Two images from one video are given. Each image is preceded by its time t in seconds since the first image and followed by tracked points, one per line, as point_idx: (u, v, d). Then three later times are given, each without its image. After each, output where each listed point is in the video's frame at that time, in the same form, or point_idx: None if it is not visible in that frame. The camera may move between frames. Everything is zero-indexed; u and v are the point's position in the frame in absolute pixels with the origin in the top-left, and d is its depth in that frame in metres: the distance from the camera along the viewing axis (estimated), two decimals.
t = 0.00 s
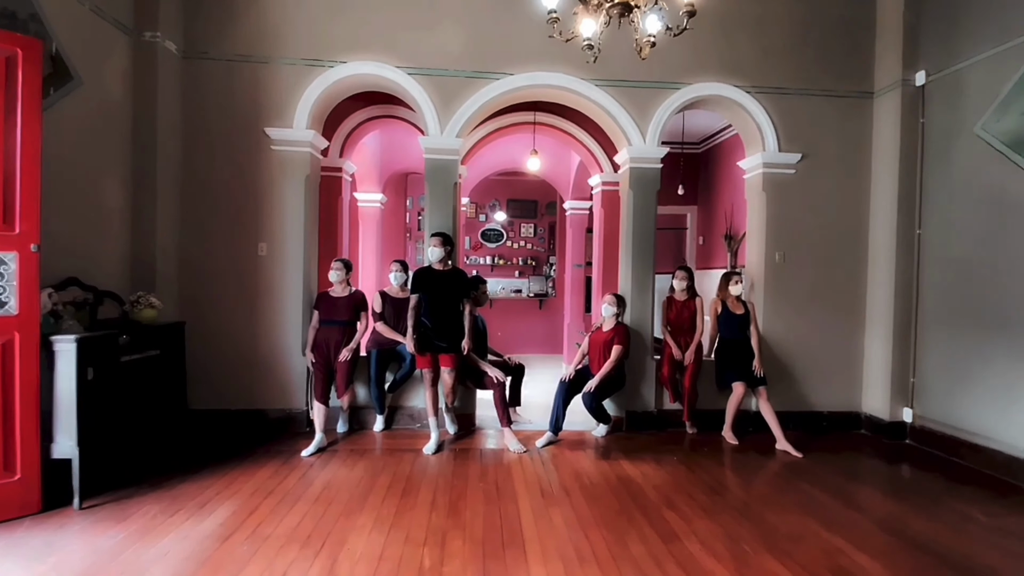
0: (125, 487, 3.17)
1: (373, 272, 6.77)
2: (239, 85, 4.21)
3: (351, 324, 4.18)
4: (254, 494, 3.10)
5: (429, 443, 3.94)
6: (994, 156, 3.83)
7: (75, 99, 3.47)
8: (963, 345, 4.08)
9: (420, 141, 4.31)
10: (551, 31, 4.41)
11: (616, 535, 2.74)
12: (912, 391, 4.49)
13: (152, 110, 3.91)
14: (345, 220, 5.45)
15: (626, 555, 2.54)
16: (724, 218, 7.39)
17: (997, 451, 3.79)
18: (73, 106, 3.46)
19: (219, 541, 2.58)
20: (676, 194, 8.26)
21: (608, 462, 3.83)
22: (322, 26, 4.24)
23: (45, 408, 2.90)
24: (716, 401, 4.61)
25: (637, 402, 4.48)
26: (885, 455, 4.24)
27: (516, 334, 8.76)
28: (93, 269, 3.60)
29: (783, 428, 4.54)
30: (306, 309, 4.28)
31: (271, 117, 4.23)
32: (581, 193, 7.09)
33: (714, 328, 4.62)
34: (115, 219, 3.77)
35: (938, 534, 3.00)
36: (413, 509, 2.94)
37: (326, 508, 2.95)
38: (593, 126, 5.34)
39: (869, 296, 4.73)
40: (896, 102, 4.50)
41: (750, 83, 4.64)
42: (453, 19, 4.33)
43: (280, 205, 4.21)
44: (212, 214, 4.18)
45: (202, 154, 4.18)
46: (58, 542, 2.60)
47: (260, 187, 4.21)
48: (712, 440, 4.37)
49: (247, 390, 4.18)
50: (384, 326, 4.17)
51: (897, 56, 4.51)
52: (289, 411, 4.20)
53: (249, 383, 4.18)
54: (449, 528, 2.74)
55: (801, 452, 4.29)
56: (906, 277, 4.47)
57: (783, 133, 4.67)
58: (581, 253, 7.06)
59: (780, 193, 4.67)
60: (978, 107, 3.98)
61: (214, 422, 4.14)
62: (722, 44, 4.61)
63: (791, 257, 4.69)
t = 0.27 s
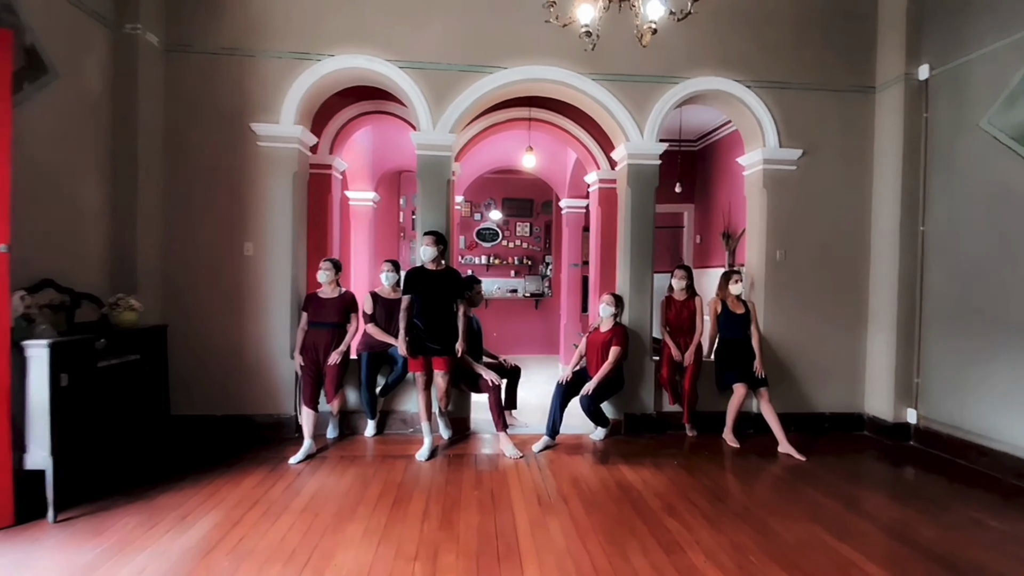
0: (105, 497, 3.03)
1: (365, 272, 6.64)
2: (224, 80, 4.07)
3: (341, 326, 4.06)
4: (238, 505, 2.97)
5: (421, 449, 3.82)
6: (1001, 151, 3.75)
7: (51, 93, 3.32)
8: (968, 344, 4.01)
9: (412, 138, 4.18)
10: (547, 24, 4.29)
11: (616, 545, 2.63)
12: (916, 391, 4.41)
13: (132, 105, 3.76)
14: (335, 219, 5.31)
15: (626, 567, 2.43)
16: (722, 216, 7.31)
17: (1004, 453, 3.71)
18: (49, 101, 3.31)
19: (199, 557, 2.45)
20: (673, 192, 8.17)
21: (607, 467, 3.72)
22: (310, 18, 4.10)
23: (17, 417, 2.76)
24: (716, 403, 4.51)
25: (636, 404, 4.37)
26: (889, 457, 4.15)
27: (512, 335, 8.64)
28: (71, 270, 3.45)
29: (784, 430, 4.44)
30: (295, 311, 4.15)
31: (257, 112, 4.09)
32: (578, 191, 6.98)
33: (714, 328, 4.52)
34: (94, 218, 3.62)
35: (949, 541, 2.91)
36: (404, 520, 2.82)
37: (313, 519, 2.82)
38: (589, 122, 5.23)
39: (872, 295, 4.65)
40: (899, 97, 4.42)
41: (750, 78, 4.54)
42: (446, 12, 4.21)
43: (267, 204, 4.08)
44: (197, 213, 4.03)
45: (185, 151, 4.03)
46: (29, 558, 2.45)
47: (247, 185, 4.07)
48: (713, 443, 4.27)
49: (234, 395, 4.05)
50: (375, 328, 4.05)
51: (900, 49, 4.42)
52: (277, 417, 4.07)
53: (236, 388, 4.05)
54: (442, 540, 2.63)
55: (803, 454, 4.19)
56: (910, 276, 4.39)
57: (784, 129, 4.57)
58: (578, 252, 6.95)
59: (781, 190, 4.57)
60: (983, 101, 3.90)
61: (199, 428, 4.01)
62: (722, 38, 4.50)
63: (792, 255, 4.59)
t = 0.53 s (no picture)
0: (84, 509, 2.90)
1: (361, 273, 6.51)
2: (210, 75, 3.94)
3: (333, 329, 3.95)
4: (223, 518, 2.84)
5: (416, 455, 3.70)
6: (1013, 145, 3.63)
7: (27, 88, 3.18)
8: (979, 344, 3.88)
9: (405, 134, 4.05)
10: (544, 17, 4.17)
11: (617, 558, 2.51)
12: (925, 393, 4.29)
13: (115, 101, 3.63)
14: (328, 219, 5.19)
15: None
16: (723, 214, 7.19)
17: (1018, 456, 3.59)
18: (25, 96, 3.17)
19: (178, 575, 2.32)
20: (673, 190, 8.05)
21: (607, 473, 3.60)
22: (300, 11, 3.98)
23: None
24: (720, 406, 4.39)
25: (637, 408, 4.25)
26: (898, 461, 4.03)
27: (510, 336, 8.52)
28: (50, 272, 3.32)
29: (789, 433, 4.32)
30: (285, 314, 4.02)
31: (245, 108, 3.96)
32: (576, 189, 6.86)
33: (717, 329, 4.40)
34: (75, 218, 3.49)
35: (965, 550, 2.79)
36: (395, 532, 2.69)
37: (301, 532, 2.70)
38: (588, 118, 5.11)
39: (879, 294, 4.53)
40: (906, 90, 4.30)
41: (753, 71, 4.41)
42: (440, 4, 4.08)
43: (256, 203, 3.95)
44: (183, 213, 3.90)
45: (171, 149, 3.90)
46: None
47: (235, 184, 3.94)
48: (717, 448, 4.15)
49: (223, 401, 3.92)
50: (367, 330, 3.93)
51: (906, 42, 4.30)
52: (267, 423, 3.94)
53: (224, 393, 3.92)
54: (435, 554, 2.50)
55: (810, 458, 4.07)
56: (918, 274, 4.27)
57: (788, 124, 4.46)
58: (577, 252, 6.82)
59: (785, 187, 4.45)
60: (993, 93, 3.78)
61: (186, 434, 3.88)
62: (724, 30, 4.38)
63: (797, 253, 4.47)
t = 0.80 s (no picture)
0: (57, 524, 2.76)
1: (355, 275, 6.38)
2: (193, 71, 3.80)
3: (322, 334, 3.80)
4: (202, 534, 2.70)
5: (408, 465, 3.55)
6: None
7: None
8: (992, 346, 3.74)
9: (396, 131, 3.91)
10: (539, 9, 4.03)
11: None
12: (935, 396, 4.15)
13: (93, 98, 3.49)
14: (320, 220, 5.05)
15: None
16: (724, 213, 7.06)
17: None
18: None
19: None
20: (673, 189, 7.91)
21: (607, 482, 3.46)
22: (286, 4, 3.84)
23: None
24: (723, 411, 4.25)
25: (638, 414, 4.10)
26: (909, 468, 3.89)
27: (509, 338, 8.37)
28: (24, 276, 3.18)
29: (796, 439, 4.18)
30: (273, 318, 3.88)
31: (229, 105, 3.82)
32: (575, 188, 6.72)
33: (720, 332, 4.26)
34: (50, 220, 3.35)
35: (984, 565, 2.65)
36: (383, 549, 2.55)
37: (283, 549, 2.56)
38: (585, 115, 4.97)
39: (886, 295, 4.39)
40: (913, 84, 4.16)
41: (755, 65, 4.28)
42: None
43: (241, 203, 3.81)
44: (166, 214, 3.76)
45: (153, 147, 3.76)
46: None
47: (219, 184, 3.80)
48: (721, 455, 4.00)
49: (208, 408, 3.78)
50: (358, 335, 3.78)
51: (913, 34, 4.17)
52: (254, 432, 3.80)
53: (210, 401, 3.78)
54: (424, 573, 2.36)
55: (817, 465, 3.93)
56: (927, 274, 4.13)
57: (792, 119, 4.32)
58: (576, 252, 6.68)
59: (789, 184, 4.32)
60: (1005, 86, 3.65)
61: (169, 443, 3.74)
62: (725, 23, 4.24)
63: (802, 253, 4.33)
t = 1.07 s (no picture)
0: (29, 542, 2.63)
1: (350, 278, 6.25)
2: (178, 68, 3.68)
3: (311, 340, 3.67)
4: (180, 554, 2.56)
5: (400, 477, 3.41)
6: None
7: None
8: (1008, 351, 3.59)
9: (387, 129, 3.77)
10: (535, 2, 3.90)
11: None
12: (948, 403, 3.99)
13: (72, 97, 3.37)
14: (312, 222, 4.91)
15: None
16: (728, 214, 6.92)
17: None
18: None
19: None
20: (675, 189, 7.77)
21: (607, 494, 3.31)
22: None
23: None
24: (728, 419, 4.10)
25: (640, 421, 3.95)
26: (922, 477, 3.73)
27: (508, 342, 8.22)
28: None
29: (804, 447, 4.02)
30: (261, 324, 3.74)
31: (215, 104, 3.69)
32: (574, 189, 6.58)
33: (725, 336, 4.12)
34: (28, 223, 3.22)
35: None
36: (370, 571, 2.41)
37: (264, 572, 2.42)
38: (585, 113, 4.84)
39: (896, 297, 4.24)
40: (923, 78, 4.02)
41: (760, 60, 4.14)
42: None
43: (228, 205, 3.69)
44: (149, 216, 3.64)
45: (137, 147, 3.64)
46: None
47: (205, 185, 3.68)
48: (726, 464, 3.85)
49: (194, 418, 3.64)
50: (349, 341, 3.64)
51: (923, 27, 4.02)
52: (241, 442, 3.66)
53: (196, 410, 3.65)
54: None
55: (827, 475, 3.77)
56: (940, 275, 3.98)
57: (798, 116, 4.18)
58: (575, 254, 6.54)
59: (795, 183, 4.17)
60: (1020, 79, 3.50)
61: (153, 454, 3.60)
62: (728, 16, 4.10)
63: (809, 254, 4.19)
